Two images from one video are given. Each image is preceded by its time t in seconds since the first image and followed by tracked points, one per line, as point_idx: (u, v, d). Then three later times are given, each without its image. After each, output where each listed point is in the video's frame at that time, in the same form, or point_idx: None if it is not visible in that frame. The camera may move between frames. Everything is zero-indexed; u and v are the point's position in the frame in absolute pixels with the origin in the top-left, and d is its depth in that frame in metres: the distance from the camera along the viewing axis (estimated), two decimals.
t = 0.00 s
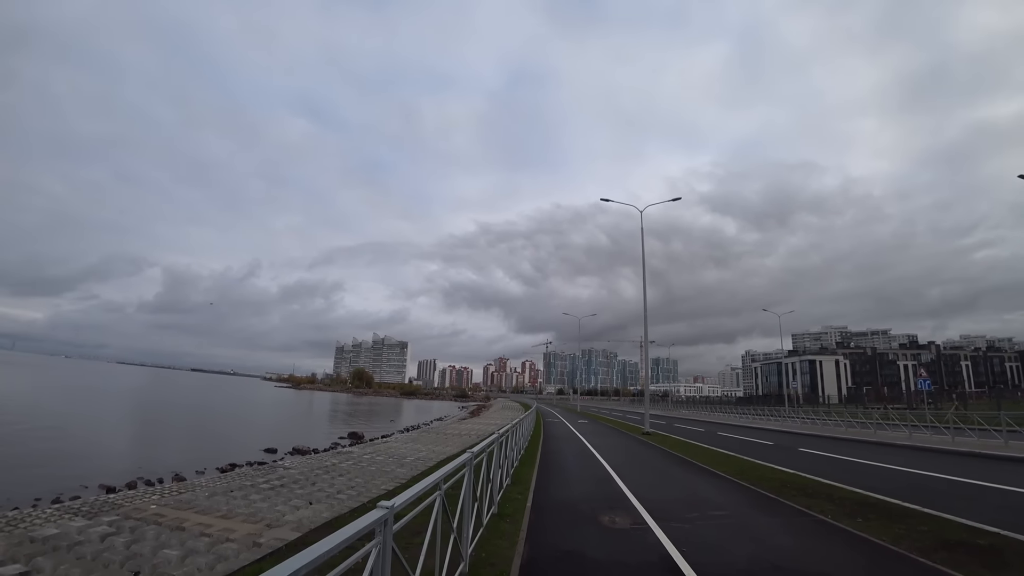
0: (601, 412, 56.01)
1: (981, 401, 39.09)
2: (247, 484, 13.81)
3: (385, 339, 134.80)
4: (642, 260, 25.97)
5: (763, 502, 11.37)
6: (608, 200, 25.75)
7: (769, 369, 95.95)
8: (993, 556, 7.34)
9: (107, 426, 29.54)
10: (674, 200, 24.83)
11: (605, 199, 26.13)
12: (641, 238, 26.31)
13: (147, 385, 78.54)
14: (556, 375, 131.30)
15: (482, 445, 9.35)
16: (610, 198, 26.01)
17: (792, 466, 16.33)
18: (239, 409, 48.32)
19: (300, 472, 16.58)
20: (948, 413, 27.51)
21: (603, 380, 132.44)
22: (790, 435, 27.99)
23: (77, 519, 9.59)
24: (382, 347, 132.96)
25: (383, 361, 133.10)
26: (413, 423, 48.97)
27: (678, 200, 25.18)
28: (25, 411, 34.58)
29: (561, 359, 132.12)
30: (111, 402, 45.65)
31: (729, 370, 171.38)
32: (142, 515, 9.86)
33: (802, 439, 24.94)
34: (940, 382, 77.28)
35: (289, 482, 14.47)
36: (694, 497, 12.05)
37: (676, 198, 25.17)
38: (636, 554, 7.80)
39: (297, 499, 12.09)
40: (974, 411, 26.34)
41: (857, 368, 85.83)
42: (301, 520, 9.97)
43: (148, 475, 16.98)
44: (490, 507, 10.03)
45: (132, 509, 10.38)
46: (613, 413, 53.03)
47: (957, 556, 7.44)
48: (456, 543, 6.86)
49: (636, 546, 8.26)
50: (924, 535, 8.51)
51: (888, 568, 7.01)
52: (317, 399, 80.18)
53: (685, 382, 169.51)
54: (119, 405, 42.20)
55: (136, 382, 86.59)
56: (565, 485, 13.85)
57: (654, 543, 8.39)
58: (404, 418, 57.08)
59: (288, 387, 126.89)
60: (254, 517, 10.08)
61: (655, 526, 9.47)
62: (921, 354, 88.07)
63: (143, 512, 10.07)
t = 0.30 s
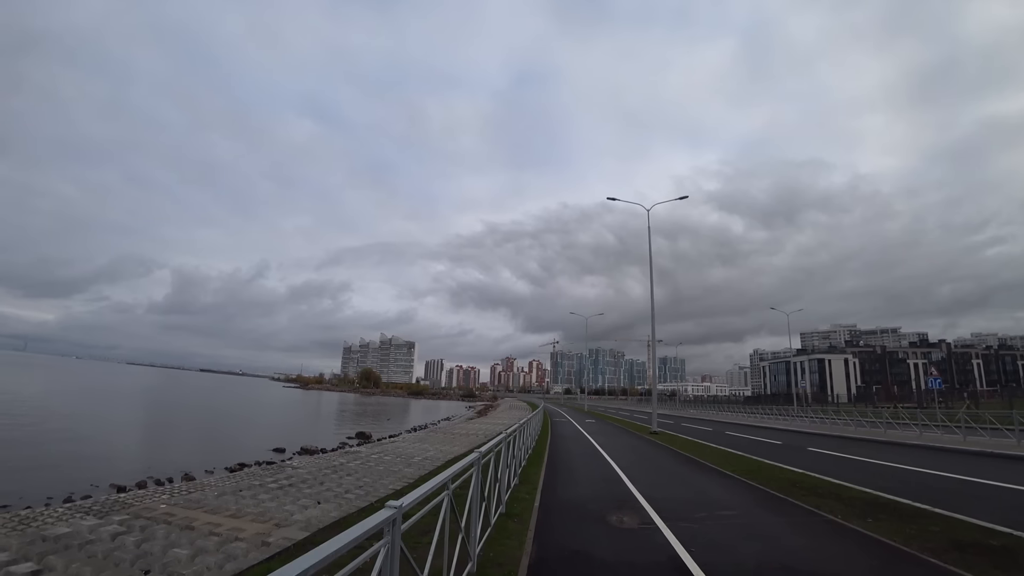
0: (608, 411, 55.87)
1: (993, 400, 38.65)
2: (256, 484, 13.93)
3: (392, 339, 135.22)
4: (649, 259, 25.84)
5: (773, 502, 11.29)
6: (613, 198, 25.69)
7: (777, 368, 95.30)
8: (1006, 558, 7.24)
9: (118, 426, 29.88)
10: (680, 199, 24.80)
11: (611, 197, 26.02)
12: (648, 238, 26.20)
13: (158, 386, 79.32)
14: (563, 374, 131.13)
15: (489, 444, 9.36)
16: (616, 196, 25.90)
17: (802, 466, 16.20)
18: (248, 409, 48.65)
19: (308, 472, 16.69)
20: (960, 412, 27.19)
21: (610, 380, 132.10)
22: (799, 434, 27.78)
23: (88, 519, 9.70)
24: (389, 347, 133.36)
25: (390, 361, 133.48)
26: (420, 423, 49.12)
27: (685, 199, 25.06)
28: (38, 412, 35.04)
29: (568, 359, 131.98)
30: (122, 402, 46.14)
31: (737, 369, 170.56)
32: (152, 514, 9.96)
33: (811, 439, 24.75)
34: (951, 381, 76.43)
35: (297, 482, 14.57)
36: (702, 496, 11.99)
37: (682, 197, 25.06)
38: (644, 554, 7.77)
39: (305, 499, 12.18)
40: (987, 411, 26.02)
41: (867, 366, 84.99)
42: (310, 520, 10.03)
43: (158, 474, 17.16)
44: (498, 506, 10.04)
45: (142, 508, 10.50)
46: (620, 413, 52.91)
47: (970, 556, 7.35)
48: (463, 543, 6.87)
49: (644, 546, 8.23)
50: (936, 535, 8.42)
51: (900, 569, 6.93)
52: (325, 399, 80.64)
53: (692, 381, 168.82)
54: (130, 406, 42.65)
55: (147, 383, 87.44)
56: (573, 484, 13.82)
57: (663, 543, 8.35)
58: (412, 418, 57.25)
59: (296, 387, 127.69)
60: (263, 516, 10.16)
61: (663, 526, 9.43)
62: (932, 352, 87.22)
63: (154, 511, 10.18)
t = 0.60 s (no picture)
0: (612, 411, 55.79)
1: (998, 402, 38.43)
2: (261, 482, 13.99)
3: (396, 338, 135.42)
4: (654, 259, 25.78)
5: (777, 503, 11.26)
6: (619, 198, 25.69)
7: (782, 368, 94.90)
8: (1011, 560, 7.20)
9: (124, 425, 30.06)
10: (686, 199, 24.84)
11: (617, 197, 25.91)
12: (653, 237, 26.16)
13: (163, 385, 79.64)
14: (567, 374, 131.06)
15: (493, 444, 9.37)
16: (621, 196, 25.82)
17: (806, 467, 16.14)
18: (253, 408, 48.83)
19: (312, 471, 16.74)
20: (966, 413, 27.03)
21: (614, 380, 131.91)
22: (803, 435, 27.68)
23: (94, 516, 9.78)
24: (393, 346, 133.47)
25: (394, 361, 133.58)
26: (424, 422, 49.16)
27: (690, 199, 24.96)
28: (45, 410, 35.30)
29: (572, 359, 131.84)
30: (127, 401, 46.38)
31: (741, 370, 170.17)
32: (156, 512, 10.01)
33: (816, 440, 24.65)
34: (957, 382, 75.93)
35: (302, 481, 14.62)
36: (707, 496, 11.95)
37: (687, 196, 24.98)
38: (648, 554, 7.77)
39: (309, 498, 12.22)
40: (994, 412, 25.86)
41: (872, 367, 84.52)
42: (313, 519, 10.06)
43: (164, 472, 17.28)
44: (501, 506, 10.06)
45: (148, 506, 10.56)
46: (624, 412, 52.87)
47: (976, 559, 7.30)
48: (467, 542, 6.89)
49: (648, 546, 8.20)
50: (942, 537, 8.38)
51: (904, 570, 6.90)
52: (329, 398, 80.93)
53: (696, 381, 168.42)
54: (135, 405, 42.81)
55: (153, 381, 87.83)
56: (577, 484, 13.81)
57: (667, 543, 8.34)
58: (416, 417, 57.32)
59: (301, 386, 128.07)
60: (268, 514, 10.22)
61: (667, 526, 9.42)
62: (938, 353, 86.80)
63: (158, 509, 10.23)
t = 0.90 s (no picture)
0: (611, 410, 55.83)
1: (997, 403, 38.48)
2: (259, 480, 13.99)
3: (395, 337, 135.42)
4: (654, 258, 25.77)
5: (775, 503, 11.27)
6: (619, 198, 25.68)
7: (781, 368, 95.01)
8: (1009, 561, 7.19)
9: (123, 423, 30.06)
10: (685, 199, 24.99)
11: (617, 197, 25.94)
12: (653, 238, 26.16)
13: (162, 383, 79.56)
14: (566, 374, 131.13)
15: (492, 443, 9.37)
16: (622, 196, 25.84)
17: (805, 467, 16.16)
18: (252, 406, 48.81)
19: (311, 469, 16.72)
20: (965, 414, 27.03)
21: (613, 379, 131.99)
22: (802, 436, 27.70)
23: (92, 513, 9.78)
24: (393, 345, 133.43)
25: (393, 359, 133.47)
26: (423, 421, 49.23)
27: (690, 199, 24.95)
28: (42, 407, 35.27)
29: (571, 358, 131.85)
30: (127, 399, 46.28)
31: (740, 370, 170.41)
32: (154, 510, 10.01)
33: (815, 440, 24.68)
34: (956, 383, 76.08)
35: (300, 479, 14.61)
36: (705, 496, 11.96)
37: (688, 197, 24.99)
38: (646, 554, 7.77)
39: (308, 496, 12.24)
40: (992, 413, 25.89)
41: (871, 367, 84.64)
42: (312, 517, 10.06)
43: (162, 470, 17.28)
44: (500, 505, 10.05)
45: (146, 503, 10.56)
46: (622, 412, 52.92)
47: (974, 560, 7.30)
48: (465, 540, 6.89)
49: (645, 546, 8.20)
50: (940, 538, 8.39)
51: (902, 571, 6.92)
52: (328, 396, 81.00)
53: (695, 381, 168.69)
54: (134, 403, 42.73)
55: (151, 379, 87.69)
56: (575, 484, 13.81)
57: (666, 543, 8.33)
58: (415, 416, 57.35)
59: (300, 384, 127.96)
60: (266, 513, 10.21)
61: (666, 526, 9.41)
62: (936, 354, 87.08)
63: (157, 507, 10.23)
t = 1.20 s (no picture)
0: (606, 410, 55.97)
1: (989, 404, 38.79)
2: (253, 478, 13.93)
3: (391, 335, 135.12)
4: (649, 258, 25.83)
5: (769, 502, 11.32)
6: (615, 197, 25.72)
7: (776, 368, 95.51)
8: (1000, 561, 7.24)
9: (115, 419, 29.87)
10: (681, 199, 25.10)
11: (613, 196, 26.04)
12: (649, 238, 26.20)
13: (155, 380, 79.08)
14: (561, 372, 131.33)
15: (486, 441, 9.37)
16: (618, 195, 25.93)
17: (798, 467, 16.22)
18: (246, 404, 48.60)
19: (305, 467, 16.68)
20: (957, 415, 27.21)
21: (608, 378, 132.30)
22: (796, 435, 27.83)
23: (85, 511, 9.73)
24: (388, 343, 133.16)
25: (388, 357, 133.16)
26: (418, 419, 49.15)
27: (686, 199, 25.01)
28: (33, 404, 34.93)
29: (566, 357, 132.00)
30: (120, 396, 45.96)
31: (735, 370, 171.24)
32: (147, 508, 9.96)
33: (808, 440, 24.80)
34: (948, 383, 76.68)
35: (294, 477, 14.56)
36: (699, 495, 11.99)
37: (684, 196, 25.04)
38: (639, 553, 7.78)
39: (301, 494, 12.21)
40: (984, 414, 26.07)
41: (864, 368, 85.20)
42: (306, 515, 10.04)
43: (156, 468, 17.18)
44: (494, 503, 10.05)
45: (138, 501, 10.50)
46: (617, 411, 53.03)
47: (965, 560, 7.34)
48: (459, 539, 6.88)
49: (639, 545, 8.21)
50: (931, 538, 8.44)
51: (894, 570, 6.96)
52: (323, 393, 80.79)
53: (690, 381, 169.47)
54: (128, 400, 42.46)
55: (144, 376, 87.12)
56: (570, 483, 13.82)
57: (659, 542, 8.35)
58: (409, 414, 57.23)
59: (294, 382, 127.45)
60: (259, 510, 10.18)
61: (659, 525, 9.44)
62: (929, 355, 87.74)
63: (150, 505, 10.18)
